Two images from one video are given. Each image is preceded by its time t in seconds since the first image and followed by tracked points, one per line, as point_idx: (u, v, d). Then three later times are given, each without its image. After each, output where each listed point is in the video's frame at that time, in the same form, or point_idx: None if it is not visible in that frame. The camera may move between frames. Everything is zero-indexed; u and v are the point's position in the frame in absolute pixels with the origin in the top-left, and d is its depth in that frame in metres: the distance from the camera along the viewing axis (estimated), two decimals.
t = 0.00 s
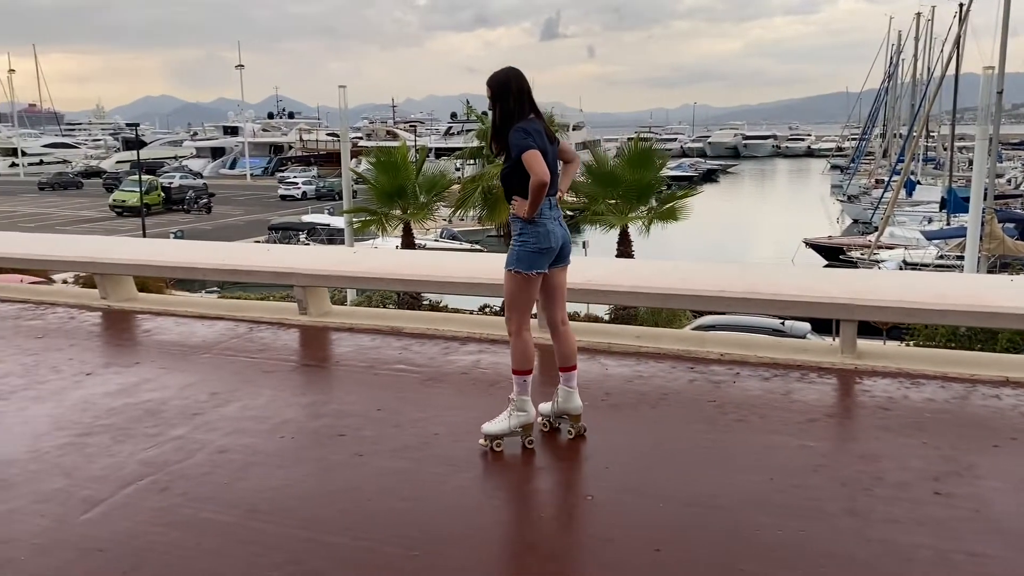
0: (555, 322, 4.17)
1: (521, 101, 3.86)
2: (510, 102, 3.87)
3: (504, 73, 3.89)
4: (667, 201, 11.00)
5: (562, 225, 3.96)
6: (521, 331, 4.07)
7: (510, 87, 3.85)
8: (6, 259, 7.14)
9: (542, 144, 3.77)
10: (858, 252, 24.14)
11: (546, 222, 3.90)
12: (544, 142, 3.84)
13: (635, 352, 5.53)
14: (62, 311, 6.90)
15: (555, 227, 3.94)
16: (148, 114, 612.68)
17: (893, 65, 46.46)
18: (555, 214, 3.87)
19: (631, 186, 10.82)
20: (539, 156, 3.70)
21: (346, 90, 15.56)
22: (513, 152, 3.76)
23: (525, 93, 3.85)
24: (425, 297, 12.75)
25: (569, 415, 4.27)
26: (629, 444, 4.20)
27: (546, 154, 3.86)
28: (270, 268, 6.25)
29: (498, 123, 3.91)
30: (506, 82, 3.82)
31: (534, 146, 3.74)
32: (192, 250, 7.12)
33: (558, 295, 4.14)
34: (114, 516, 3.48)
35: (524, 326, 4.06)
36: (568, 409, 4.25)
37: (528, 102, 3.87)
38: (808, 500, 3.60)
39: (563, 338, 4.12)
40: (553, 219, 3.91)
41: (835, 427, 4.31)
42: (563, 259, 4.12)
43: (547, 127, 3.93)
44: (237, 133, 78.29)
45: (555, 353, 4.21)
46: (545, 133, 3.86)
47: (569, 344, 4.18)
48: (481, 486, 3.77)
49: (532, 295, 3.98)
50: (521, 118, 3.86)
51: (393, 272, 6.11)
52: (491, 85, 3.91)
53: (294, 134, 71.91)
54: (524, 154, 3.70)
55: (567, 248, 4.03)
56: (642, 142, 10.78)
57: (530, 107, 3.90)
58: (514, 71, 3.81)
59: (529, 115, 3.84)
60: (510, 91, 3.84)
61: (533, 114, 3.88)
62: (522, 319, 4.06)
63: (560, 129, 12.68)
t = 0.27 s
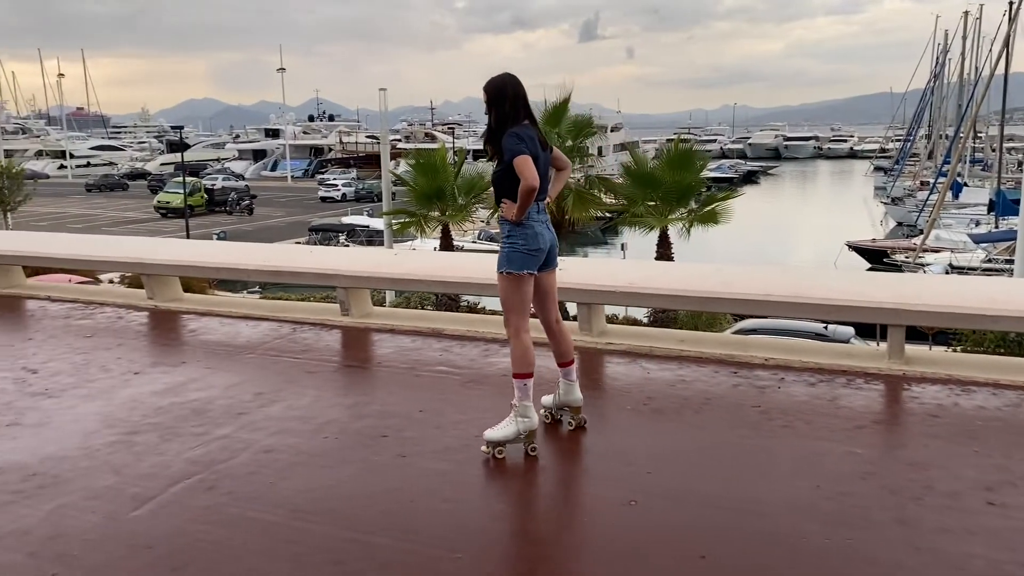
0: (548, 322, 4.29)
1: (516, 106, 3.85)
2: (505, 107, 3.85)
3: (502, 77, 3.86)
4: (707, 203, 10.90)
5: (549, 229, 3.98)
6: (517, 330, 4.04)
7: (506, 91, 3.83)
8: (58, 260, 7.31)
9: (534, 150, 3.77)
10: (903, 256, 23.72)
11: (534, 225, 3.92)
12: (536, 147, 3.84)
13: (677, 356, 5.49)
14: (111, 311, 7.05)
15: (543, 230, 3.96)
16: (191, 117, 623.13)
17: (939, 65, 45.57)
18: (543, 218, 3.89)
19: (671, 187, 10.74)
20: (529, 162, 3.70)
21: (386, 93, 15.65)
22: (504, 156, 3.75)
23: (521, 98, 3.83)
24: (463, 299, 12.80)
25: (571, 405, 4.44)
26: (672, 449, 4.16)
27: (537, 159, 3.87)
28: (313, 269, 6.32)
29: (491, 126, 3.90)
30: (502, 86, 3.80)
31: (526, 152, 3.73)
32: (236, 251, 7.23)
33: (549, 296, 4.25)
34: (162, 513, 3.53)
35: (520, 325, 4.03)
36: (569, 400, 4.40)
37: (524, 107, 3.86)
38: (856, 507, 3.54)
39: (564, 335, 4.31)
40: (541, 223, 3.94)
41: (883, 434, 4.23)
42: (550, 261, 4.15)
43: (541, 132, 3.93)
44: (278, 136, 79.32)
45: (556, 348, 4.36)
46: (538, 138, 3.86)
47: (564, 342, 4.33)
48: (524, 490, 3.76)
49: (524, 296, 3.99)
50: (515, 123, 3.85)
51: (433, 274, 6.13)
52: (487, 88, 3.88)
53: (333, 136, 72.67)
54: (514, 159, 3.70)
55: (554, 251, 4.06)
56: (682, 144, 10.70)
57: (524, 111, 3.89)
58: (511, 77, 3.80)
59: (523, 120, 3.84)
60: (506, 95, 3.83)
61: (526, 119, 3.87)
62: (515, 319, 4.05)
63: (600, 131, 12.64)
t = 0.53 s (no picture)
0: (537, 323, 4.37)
1: (506, 116, 3.97)
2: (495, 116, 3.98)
3: (496, 88, 3.99)
4: (748, 205, 10.78)
5: (531, 239, 4.07)
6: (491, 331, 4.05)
7: (497, 102, 3.96)
8: (106, 260, 7.46)
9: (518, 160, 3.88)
10: (949, 259, 23.25)
11: (515, 233, 4.02)
12: (521, 158, 3.94)
13: (720, 360, 5.44)
14: (157, 311, 7.17)
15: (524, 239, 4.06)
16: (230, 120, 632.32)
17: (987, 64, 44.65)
18: (524, 227, 3.98)
19: (712, 189, 10.65)
20: (511, 171, 3.80)
21: (425, 93, 15.73)
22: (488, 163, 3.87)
23: (511, 110, 3.95)
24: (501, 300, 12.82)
25: (564, 396, 4.58)
26: (716, 455, 4.12)
27: (521, 169, 3.97)
28: (355, 271, 6.37)
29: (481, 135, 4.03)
30: (493, 96, 3.92)
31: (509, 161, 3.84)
32: (278, 252, 7.31)
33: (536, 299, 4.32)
34: (210, 511, 3.58)
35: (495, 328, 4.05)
36: (562, 391, 4.56)
37: (513, 119, 3.98)
38: (906, 516, 3.47)
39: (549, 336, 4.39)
40: (522, 231, 4.03)
41: (933, 442, 4.14)
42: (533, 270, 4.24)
43: (529, 144, 4.03)
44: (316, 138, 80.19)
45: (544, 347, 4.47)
46: (524, 150, 3.96)
47: (554, 340, 4.44)
48: (568, 494, 3.75)
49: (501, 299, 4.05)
50: (503, 133, 3.97)
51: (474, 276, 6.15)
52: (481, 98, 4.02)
53: (371, 138, 73.25)
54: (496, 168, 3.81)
55: (536, 260, 4.15)
56: (723, 145, 10.61)
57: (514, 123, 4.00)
58: (502, 89, 3.92)
59: (510, 131, 3.96)
60: (497, 106, 3.95)
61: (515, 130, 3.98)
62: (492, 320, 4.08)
63: (639, 132, 12.58)
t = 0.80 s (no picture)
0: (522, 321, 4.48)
1: (487, 125, 4.06)
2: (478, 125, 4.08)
3: (480, 96, 4.08)
4: (791, 208, 10.63)
5: (512, 244, 4.17)
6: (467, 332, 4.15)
7: (480, 111, 4.05)
8: (153, 262, 7.58)
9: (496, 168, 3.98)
10: (997, 264, 22.73)
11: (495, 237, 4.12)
12: (500, 166, 4.04)
13: (765, 365, 5.37)
14: (202, 312, 7.27)
15: (505, 244, 4.16)
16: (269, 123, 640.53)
17: None
18: (504, 232, 4.08)
19: (754, 191, 10.53)
20: (488, 178, 3.91)
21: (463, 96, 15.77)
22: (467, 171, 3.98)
23: (494, 118, 4.06)
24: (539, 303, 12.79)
25: (551, 390, 4.71)
26: (763, 462, 4.06)
27: (502, 176, 4.08)
28: (396, 273, 6.41)
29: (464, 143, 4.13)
30: (474, 105, 4.02)
31: (488, 169, 3.94)
32: (321, 254, 7.37)
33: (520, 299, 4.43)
34: (256, 511, 3.61)
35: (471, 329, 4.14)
36: (547, 385, 4.68)
37: (496, 127, 4.09)
38: (963, 527, 3.38)
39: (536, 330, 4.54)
40: (504, 236, 4.14)
41: (989, 451, 4.04)
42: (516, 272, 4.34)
43: (510, 151, 4.13)
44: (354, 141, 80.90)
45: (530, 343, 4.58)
46: (505, 157, 4.07)
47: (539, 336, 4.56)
48: (613, 499, 3.71)
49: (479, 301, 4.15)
50: (485, 141, 4.07)
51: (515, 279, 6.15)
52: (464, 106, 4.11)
53: (409, 141, 73.72)
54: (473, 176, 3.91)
55: (518, 264, 4.26)
56: (765, 146, 10.49)
57: (496, 130, 4.09)
58: (484, 97, 4.02)
59: (492, 139, 4.07)
60: (479, 115, 4.05)
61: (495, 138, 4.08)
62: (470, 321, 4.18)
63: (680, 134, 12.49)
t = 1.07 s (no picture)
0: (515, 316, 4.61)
1: (475, 125, 4.26)
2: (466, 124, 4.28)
3: (468, 97, 4.28)
4: (833, 210, 10.47)
5: (502, 239, 4.36)
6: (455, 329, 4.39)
7: (467, 111, 4.25)
8: (197, 263, 7.69)
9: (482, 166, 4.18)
10: None
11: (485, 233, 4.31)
12: (488, 164, 4.23)
13: (809, 370, 5.30)
14: (245, 313, 7.36)
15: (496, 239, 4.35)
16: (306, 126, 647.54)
17: None
18: (493, 227, 4.27)
19: (795, 194, 10.40)
20: (472, 176, 4.11)
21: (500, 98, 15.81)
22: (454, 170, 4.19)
23: (481, 117, 4.25)
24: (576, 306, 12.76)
25: (542, 391, 4.73)
26: (809, 468, 3.99)
27: (489, 174, 4.26)
28: (436, 276, 6.44)
29: (454, 142, 4.34)
30: (462, 106, 4.22)
31: (473, 167, 4.14)
32: (361, 256, 7.43)
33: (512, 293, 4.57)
34: (299, 511, 3.63)
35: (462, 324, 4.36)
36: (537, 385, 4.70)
37: (484, 126, 4.28)
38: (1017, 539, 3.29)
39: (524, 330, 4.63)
40: (494, 231, 4.33)
41: None
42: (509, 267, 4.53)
43: (498, 150, 4.32)
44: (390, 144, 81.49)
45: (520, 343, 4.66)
46: (491, 155, 4.25)
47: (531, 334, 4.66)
48: (655, 504, 3.68)
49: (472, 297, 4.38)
50: (472, 140, 4.26)
51: (554, 281, 6.13)
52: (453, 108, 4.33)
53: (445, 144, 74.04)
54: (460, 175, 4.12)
55: (509, 258, 4.43)
56: (806, 148, 10.36)
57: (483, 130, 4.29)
58: (471, 99, 4.22)
59: (479, 139, 4.26)
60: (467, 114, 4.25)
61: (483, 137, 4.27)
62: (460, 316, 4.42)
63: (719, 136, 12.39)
